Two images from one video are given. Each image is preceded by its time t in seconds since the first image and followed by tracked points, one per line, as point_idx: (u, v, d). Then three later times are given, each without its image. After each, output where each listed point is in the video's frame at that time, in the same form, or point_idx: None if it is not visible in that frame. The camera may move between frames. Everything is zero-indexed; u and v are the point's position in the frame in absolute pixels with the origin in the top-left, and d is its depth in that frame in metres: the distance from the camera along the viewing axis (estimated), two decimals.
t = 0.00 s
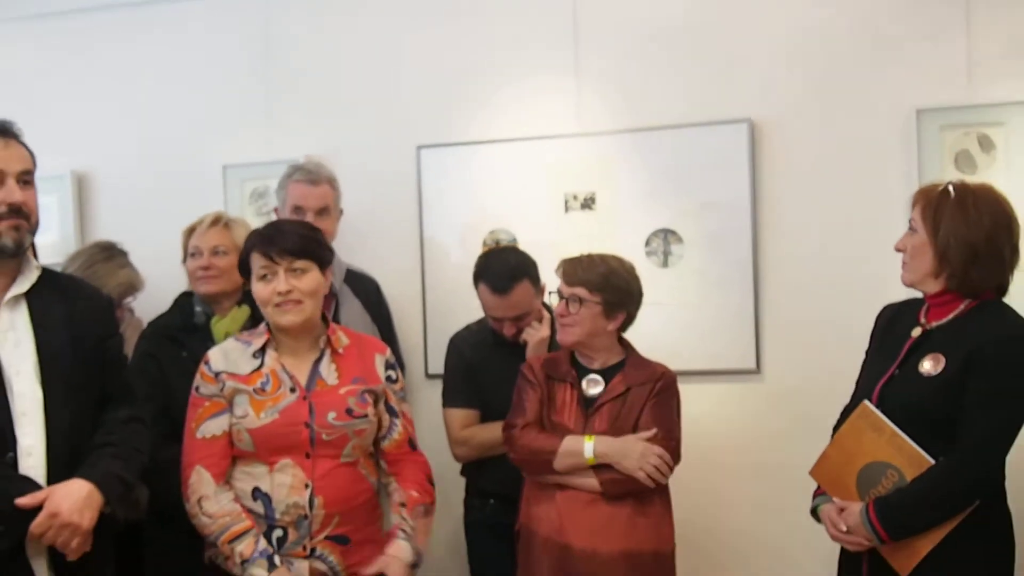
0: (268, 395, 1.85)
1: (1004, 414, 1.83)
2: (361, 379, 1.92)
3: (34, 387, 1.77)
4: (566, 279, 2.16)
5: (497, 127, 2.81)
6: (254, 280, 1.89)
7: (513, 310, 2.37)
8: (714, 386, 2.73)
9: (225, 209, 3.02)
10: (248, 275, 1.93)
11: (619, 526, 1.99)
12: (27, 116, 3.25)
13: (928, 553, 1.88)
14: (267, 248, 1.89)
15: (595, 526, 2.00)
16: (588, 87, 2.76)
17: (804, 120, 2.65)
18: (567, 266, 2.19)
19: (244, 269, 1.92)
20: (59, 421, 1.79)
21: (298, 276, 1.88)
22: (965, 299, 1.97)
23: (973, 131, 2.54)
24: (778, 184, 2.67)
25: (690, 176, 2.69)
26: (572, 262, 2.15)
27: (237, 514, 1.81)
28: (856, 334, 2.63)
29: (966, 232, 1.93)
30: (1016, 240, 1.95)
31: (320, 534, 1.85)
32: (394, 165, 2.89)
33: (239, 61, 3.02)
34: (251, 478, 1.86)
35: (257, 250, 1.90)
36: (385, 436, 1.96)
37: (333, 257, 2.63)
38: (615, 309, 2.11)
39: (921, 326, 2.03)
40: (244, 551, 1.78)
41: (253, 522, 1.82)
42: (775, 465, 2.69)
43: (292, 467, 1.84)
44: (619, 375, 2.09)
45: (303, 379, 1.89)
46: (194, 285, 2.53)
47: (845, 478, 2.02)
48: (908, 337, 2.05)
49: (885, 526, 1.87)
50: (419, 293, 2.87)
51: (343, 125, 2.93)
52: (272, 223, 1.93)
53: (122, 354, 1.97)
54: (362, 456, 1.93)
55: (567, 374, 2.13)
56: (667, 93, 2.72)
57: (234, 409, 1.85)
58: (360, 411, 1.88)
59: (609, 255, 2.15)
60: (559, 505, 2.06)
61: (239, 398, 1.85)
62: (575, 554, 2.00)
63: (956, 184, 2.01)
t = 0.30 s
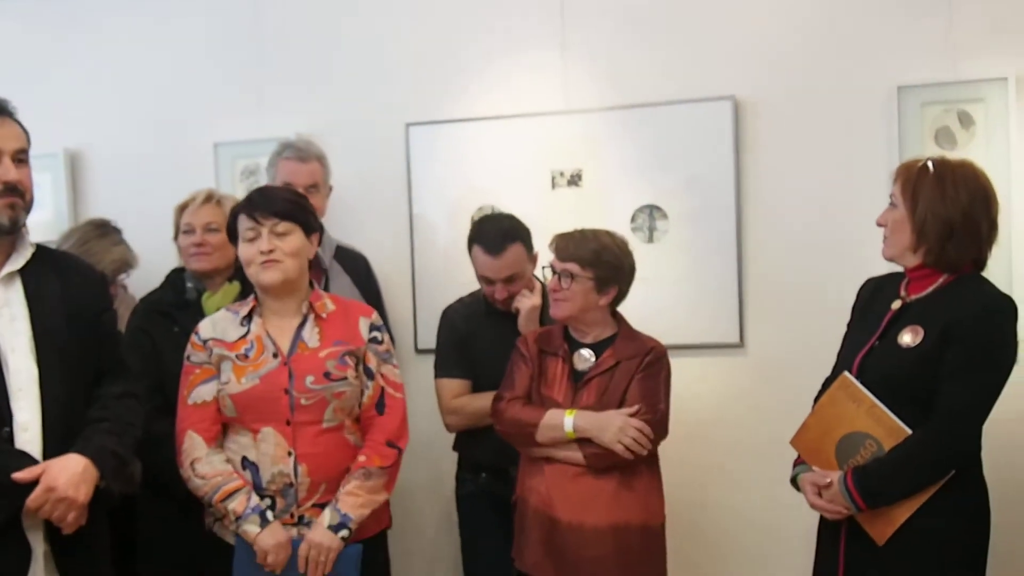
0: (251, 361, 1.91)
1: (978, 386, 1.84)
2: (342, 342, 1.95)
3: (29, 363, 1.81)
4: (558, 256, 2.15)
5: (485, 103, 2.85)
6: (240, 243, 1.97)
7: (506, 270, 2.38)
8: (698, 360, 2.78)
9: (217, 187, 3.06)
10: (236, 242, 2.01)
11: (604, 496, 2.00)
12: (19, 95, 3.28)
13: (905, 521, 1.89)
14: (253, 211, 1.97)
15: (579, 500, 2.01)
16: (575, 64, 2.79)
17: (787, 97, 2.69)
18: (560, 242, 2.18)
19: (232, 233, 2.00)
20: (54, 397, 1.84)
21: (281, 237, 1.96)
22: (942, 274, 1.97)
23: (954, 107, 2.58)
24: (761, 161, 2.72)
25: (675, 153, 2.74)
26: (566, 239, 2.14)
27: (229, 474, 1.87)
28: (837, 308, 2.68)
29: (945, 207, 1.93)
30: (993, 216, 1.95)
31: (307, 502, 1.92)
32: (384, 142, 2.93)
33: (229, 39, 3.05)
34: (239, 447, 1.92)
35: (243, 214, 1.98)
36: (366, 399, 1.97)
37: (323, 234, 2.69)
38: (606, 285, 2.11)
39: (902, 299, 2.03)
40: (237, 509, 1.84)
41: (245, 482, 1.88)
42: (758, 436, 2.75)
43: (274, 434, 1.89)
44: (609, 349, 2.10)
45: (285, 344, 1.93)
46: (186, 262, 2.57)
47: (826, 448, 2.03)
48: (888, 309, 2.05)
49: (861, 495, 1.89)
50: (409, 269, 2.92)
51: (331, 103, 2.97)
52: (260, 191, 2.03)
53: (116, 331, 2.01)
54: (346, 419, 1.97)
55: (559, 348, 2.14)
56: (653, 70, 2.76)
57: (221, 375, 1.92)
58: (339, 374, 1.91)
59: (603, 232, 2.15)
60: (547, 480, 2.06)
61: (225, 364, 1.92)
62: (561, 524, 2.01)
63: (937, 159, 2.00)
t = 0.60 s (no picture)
0: (232, 350, 1.92)
1: (960, 375, 1.85)
2: (323, 329, 1.96)
3: (14, 349, 1.82)
4: (555, 246, 2.12)
5: (473, 95, 2.86)
6: (246, 219, 1.98)
7: (495, 234, 2.41)
8: (682, 351, 2.81)
9: (204, 176, 3.07)
10: (238, 215, 2.02)
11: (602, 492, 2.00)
12: (6, 83, 3.28)
13: (886, 511, 1.90)
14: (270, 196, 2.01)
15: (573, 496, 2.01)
16: (563, 56, 2.81)
17: (771, 90, 2.72)
18: (556, 233, 2.15)
19: (238, 209, 2.02)
20: (40, 383, 1.84)
21: (292, 228, 2.00)
22: (922, 265, 1.98)
23: (936, 101, 2.61)
24: (745, 153, 2.74)
25: (660, 145, 2.76)
26: (563, 229, 2.11)
27: (216, 468, 1.89)
28: (820, 300, 2.71)
29: (925, 199, 1.94)
30: (973, 208, 1.96)
31: (291, 488, 1.93)
32: (371, 132, 2.95)
33: (218, 30, 3.06)
34: (223, 435, 1.93)
35: (259, 193, 2.00)
36: (348, 385, 1.97)
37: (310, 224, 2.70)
38: (603, 275, 2.07)
39: (882, 291, 2.04)
40: (223, 505, 1.87)
41: (232, 476, 1.90)
42: (741, 425, 2.78)
43: (256, 421, 1.90)
44: (607, 341, 2.04)
45: (266, 332, 1.94)
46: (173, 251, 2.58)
47: (806, 440, 2.03)
48: (869, 302, 2.06)
49: (844, 487, 1.89)
50: (396, 259, 2.94)
51: (319, 94, 2.98)
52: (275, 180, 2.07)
53: (103, 318, 2.01)
54: (329, 404, 1.97)
55: (553, 339, 2.08)
56: (639, 62, 2.78)
57: (203, 365, 1.93)
58: (319, 359, 1.92)
59: (601, 222, 2.12)
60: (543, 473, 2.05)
61: (206, 354, 1.93)
62: (560, 523, 2.02)
63: (920, 153, 2.01)
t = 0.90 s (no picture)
0: (229, 343, 1.88)
1: (949, 370, 1.83)
2: (320, 324, 1.94)
3: None
4: (550, 241, 2.12)
5: (462, 89, 2.90)
6: (245, 213, 1.94)
7: (489, 221, 2.40)
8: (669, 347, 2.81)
9: (192, 169, 3.10)
10: (235, 209, 1.97)
11: (599, 495, 1.97)
12: None
13: (875, 508, 1.88)
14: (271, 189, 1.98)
15: (567, 499, 1.98)
16: (550, 52, 2.83)
17: (759, 85, 2.72)
18: (553, 228, 2.16)
19: (236, 199, 1.97)
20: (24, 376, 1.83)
21: (292, 224, 1.98)
22: (913, 261, 1.96)
23: (924, 97, 2.61)
24: (733, 149, 2.74)
25: (647, 140, 2.77)
26: (557, 225, 2.11)
27: (212, 462, 1.84)
28: (808, 295, 2.71)
29: (916, 193, 1.91)
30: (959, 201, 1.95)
31: (287, 483, 1.90)
32: (360, 127, 2.98)
33: (209, 25, 3.10)
34: (216, 429, 1.89)
35: (260, 185, 1.97)
36: (342, 380, 1.97)
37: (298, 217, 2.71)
38: (599, 271, 2.07)
39: (868, 288, 2.02)
40: (220, 499, 1.82)
41: (227, 471, 1.85)
42: (728, 421, 2.78)
43: (254, 415, 1.86)
44: (603, 339, 2.05)
45: (264, 325, 1.91)
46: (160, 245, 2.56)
47: (794, 437, 2.00)
48: (855, 298, 2.04)
49: (832, 484, 1.87)
50: (384, 253, 2.97)
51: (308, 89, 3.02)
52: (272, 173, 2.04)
53: (88, 313, 2.00)
54: (325, 400, 1.95)
55: (547, 336, 2.09)
56: (626, 58, 2.79)
57: (198, 358, 1.88)
58: (319, 354, 1.90)
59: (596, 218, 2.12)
60: (538, 475, 2.03)
61: (202, 346, 1.88)
62: (555, 525, 1.99)
63: (905, 148, 1.99)
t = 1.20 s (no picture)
0: (220, 344, 1.86)
1: (935, 370, 1.82)
2: (310, 325, 1.92)
3: None
4: (546, 242, 2.13)
5: (450, 89, 2.92)
6: (232, 217, 1.90)
7: (481, 219, 2.40)
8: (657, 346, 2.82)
9: (180, 168, 3.12)
10: (221, 211, 1.93)
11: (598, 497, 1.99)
12: None
13: (860, 509, 1.88)
14: (256, 190, 1.93)
15: (565, 500, 1.99)
16: (538, 52, 2.85)
17: (747, 85, 2.73)
18: (548, 229, 2.16)
19: (222, 202, 1.92)
20: (7, 377, 1.82)
21: (280, 227, 1.94)
22: (915, 257, 1.96)
23: (911, 97, 2.62)
24: (721, 148, 2.75)
25: (635, 139, 2.78)
26: (554, 227, 2.12)
27: (201, 449, 1.82)
28: (795, 295, 2.72)
29: (918, 190, 1.92)
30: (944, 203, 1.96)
31: (277, 484, 1.89)
32: (349, 127, 3.00)
33: (198, 26, 3.12)
34: (206, 430, 1.87)
35: (245, 189, 1.92)
36: (333, 381, 1.95)
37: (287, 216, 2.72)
38: (594, 273, 2.08)
39: (855, 289, 2.01)
40: (213, 482, 1.79)
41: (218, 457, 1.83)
42: (717, 420, 2.79)
43: (245, 418, 1.85)
44: (601, 339, 2.07)
45: (254, 327, 1.89)
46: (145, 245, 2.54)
47: (781, 436, 2.00)
48: (842, 299, 2.03)
49: (819, 483, 1.87)
50: (372, 253, 2.99)
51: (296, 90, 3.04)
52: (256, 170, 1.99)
53: (73, 312, 1.99)
54: (315, 401, 1.94)
55: (543, 336, 2.09)
56: (613, 58, 2.80)
57: (189, 358, 1.86)
58: (310, 357, 1.89)
59: (592, 221, 2.13)
60: (534, 476, 2.03)
61: (192, 347, 1.86)
62: (550, 527, 1.99)
63: (893, 150, 1.99)
